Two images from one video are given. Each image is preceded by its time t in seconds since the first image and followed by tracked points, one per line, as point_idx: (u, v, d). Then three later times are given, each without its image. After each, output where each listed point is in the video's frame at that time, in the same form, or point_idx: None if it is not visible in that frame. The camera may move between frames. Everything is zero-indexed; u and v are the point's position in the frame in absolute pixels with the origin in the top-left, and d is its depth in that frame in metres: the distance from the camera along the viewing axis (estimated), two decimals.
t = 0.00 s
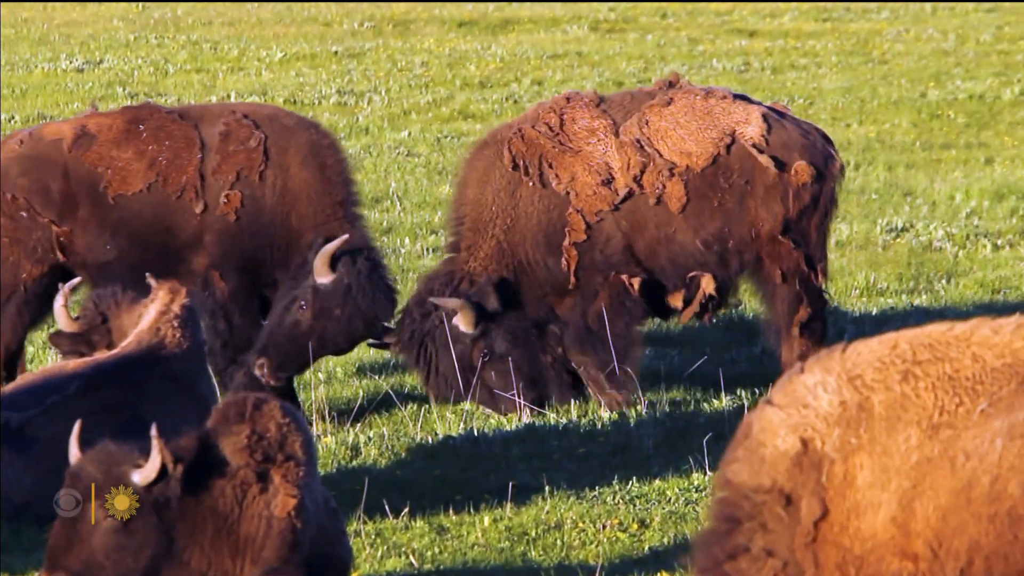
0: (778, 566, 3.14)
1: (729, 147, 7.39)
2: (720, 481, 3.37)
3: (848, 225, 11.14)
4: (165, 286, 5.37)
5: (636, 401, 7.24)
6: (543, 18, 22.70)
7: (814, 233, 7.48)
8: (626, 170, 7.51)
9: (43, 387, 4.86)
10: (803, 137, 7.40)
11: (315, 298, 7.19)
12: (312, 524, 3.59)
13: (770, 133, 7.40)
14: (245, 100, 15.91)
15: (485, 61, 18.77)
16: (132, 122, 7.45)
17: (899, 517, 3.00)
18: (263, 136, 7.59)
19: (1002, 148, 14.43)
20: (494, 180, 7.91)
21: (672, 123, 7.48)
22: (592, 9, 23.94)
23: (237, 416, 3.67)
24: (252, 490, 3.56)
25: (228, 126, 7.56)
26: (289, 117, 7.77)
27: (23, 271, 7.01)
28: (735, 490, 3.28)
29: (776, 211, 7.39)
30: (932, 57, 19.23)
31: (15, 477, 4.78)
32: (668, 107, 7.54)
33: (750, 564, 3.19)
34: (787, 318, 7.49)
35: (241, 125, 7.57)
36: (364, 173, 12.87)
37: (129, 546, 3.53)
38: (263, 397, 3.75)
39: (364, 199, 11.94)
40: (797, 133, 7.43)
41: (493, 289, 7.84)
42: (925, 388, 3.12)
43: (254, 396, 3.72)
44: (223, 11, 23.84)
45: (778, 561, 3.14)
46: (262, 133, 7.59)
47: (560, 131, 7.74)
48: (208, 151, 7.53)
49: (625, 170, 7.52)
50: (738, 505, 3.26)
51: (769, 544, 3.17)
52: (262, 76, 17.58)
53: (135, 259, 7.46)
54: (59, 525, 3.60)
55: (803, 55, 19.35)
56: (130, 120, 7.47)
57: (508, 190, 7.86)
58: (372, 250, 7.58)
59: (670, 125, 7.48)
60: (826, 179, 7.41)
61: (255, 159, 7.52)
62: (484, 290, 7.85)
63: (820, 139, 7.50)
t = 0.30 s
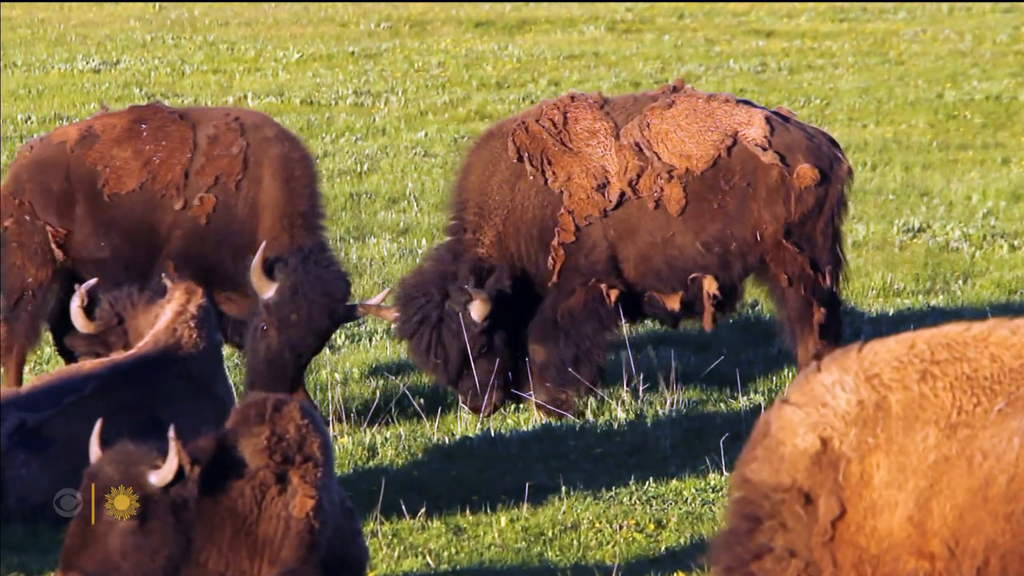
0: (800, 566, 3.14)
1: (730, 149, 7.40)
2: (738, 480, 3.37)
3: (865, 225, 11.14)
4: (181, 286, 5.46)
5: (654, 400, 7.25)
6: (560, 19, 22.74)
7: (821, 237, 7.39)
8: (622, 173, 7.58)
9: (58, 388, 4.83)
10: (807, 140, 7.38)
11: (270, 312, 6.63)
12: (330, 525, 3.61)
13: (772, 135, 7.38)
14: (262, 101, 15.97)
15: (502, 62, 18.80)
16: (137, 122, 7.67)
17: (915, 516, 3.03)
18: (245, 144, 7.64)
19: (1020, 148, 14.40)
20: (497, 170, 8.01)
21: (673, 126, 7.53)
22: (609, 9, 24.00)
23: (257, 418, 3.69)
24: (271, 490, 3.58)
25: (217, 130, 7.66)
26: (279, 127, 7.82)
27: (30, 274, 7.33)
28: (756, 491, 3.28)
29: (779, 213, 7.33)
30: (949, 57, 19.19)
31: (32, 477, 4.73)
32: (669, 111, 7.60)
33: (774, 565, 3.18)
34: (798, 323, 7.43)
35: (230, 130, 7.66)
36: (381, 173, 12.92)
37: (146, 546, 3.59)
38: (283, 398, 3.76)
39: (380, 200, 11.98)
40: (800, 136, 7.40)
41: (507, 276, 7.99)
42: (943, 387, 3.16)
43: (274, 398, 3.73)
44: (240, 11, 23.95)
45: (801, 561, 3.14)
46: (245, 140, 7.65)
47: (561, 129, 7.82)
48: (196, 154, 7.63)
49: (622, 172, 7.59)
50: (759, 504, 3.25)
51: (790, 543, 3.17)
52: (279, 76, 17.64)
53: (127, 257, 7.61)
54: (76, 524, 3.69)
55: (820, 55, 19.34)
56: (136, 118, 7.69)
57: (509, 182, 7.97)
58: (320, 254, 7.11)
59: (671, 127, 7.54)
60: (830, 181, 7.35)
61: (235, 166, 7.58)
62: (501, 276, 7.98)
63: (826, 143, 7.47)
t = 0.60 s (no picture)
0: (807, 562, 3.23)
1: (727, 155, 7.34)
2: (750, 478, 3.45)
3: (883, 224, 11.10)
4: (200, 286, 5.47)
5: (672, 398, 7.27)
6: (578, 18, 22.67)
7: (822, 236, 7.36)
8: (618, 182, 7.54)
9: (74, 385, 4.74)
10: (804, 141, 7.34)
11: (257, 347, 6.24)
12: (346, 524, 3.65)
13: (769, 138, 7.34)
14: (280, 100, 16.01)
15: (520, 61, 18.79)
16: (124, 122, 7.76)
17: (932, 516, 3.08)
18: (193, 147, 7.60)
19: None
20: (480, 181, 7.89)
21: (670, 133, 7.47)
22: (627, 9, 23.93)
23: (271, 416, 3.71)
24: (287, 489, 3.61)
25: (175, 133, 7.67)
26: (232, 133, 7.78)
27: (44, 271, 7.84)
28: (768, 488, 3.36)
29: (777, 217, 7.32)
30: (968, 57, 19.07)
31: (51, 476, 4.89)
32: (666, 117, 7.53)
33: (780, 560, 3.27)
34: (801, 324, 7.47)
35: (180, 134, 7.66)
36: (398, 173, 12.92)
37: (163, 544, 3.59)
38: (297, 396, 3.78)
39: (398, 199, 12.00)
40: (797, 137, 7.37)
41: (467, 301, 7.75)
42: (960, 387, 3.18)
43: (288, 396, 3.76)
44: (257, 10, 23.96)
45: (809, 557, 3.23)
46: (193, 144, 7.61)
47: (553, 138, 7.74)
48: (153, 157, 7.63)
49: (617, 181, 7.54)
50: (770, 502, 3.33)
51: (799, 540, 3.25)
52: (297, 75, 17.67)
53: (95, 259, 7.76)
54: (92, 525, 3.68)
55: (838, 55, 19.24)
56: (125, 118, 7.78)
57: (497, 194, 7.83)
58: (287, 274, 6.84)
59: (667, 133, 7.47)
60: (829, 184, 7.33)
61: (182, 170, 7.55)
62: (459, 300, 7.76)
63: (821, 140, 7.45)
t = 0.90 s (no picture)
0: (835, 565, 3.26)
1: (734, 158, 7.38)
2: (774, 482, 3.48)
3: (905, 224, 11.08)
4: (223, 285, 5.51)
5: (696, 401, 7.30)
6: (600, 18, 22.69)
7: (825, 239, 7.48)
8: (625, 183, 7.52)
9: (99, 385, 4.99)
10: (807, 144, 7.42)
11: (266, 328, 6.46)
12: (370, 524, 3.65)
13: (773, 142, 7.41)
14: (302, 100, 16.08)
15: (542, 61, 18.81)
16: (134, 122, 7.88)
17: (952, 516, 3.14)
18: (203, 144, 7.69)
19: None
20: (484, 184, 7.88)
21: (678, 135, 7.46)
22: (649, 9, 23.95)
23: (295, 416, 3.72)
24: (311, 489, 3.64)
25: (183, 131, 7.76)
26: (244, 129, 7.84)
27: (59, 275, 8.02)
28: (791, 492, 3.39)
29: (777, 220, 7.42)
30: (991, 57, 18.99)
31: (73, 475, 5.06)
32: (672, 119, 7.53)
33: (809, 564, 3.30)
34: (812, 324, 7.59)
35: (188, 132, 7.74)
36: (420, 173, 12.97)
37: (185, 544, 3.66)
38: (321, 396, 3.79)
39: (420, 199, 12.04)
40: (799, 140, 7.45)
41: (461, 309, 7.69)
42: (979, 388, 3.25)
43: (312, 396, 3.76)
44: (279, 11, 24.07)
45: (836, 561, 3.26)
46: (202, 141, 7.70)
47: (556, 139, 7.71)
48: (162, 156, 7.73)
49: (624, 182, 7.53)
50: (794, 505, 3.37)
51: (826, 544, 3.29)
52: (319, 76, 17.74)
53: (100, 256, 7.86)
54: (118, 525, 3.77)
55: (860, 55, 19.20)
56: (135, 118, 7.90)
57: (499, 198, 7.82)
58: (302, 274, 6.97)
59: (675, 136, 7.47)
60: (829, 185, 7.44)
61: (190, 167, 7.62)
62: (452, 309, 7.70)
63: (820, 141, 7.55)
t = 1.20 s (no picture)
0: (855, 566, 3.26)
1: (730, 160, 7.49)
2: (794, 483, 3.49)
3: (927, 224, 11.05)
4: (244, 286, 5.54)
5: (718, 403, 7.32)
6: (622, 19, 22.71)
7: (825, 238, 7.52)
8: (621, 183, 7.59)
9: (122, 387, 5.15)
10: (803, 146, 7.53)
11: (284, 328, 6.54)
12: (393, 525, 3.70)
13: (768, 145, 7.52)
14: (325, 100, 16.15)
15: (565, 61, 18.84)
16: (147, 124, 7.90)
17: (973, 517, 3.15)
18: (224, 145, 7.75)
19: None
20: (476, 188, 7.92)
21: (672, 138, 7.58)
22: (671, 8, 23.95)
23: (320, 417, 3.74)
24: (335, 489, 3.67)
25: (201, 132, 7.80)
26: (261, 127, 7.92)
27: (79, 275, 8.04)
28: (810, 493, 3.40)
29: (773, 223, 7.51)
30: (1014, 57, 18.92)
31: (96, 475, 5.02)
32: (666, 123, 7.64)
33: (828, 566, 3.30)
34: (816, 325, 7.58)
35: (209, 133, 7.80)
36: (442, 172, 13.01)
37: (207, 546, 3.68)
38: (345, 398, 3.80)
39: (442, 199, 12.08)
40: (795, 142, 7.56)
41: (449, 305, 7.73)
42: (999, 389, 3.26)
43: (336, 397, 3.77)
44: (302, 11, 24.17)
45: (857, 562, 3.26)
46: (223, 142, 7.76)
47: (549, 141, 7.80)
48: (181, 157, 7.77)
49: (620, 182, 7.60)
50: (814, 507, 3.37)
51: (845, 545, 3.29)
52: (342, 75, 17.83)
53: (116, 259, 7.87)
54: (139, 521, 3.76)
55: (883, 55, 19.16)
56: (148, 121, 7.92)
57: (490, 199, 7.86)
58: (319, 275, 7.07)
59: (670, 138, 7.58)
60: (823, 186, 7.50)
61: (213, 167, 7.70)
62: (440, 305, 7.72)
63: (814, 144, 7.65)
